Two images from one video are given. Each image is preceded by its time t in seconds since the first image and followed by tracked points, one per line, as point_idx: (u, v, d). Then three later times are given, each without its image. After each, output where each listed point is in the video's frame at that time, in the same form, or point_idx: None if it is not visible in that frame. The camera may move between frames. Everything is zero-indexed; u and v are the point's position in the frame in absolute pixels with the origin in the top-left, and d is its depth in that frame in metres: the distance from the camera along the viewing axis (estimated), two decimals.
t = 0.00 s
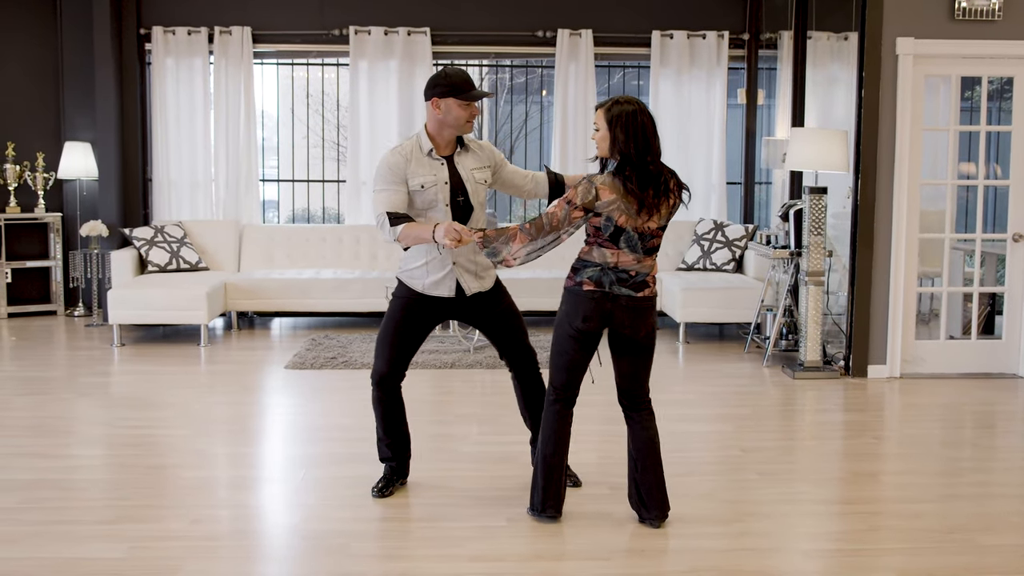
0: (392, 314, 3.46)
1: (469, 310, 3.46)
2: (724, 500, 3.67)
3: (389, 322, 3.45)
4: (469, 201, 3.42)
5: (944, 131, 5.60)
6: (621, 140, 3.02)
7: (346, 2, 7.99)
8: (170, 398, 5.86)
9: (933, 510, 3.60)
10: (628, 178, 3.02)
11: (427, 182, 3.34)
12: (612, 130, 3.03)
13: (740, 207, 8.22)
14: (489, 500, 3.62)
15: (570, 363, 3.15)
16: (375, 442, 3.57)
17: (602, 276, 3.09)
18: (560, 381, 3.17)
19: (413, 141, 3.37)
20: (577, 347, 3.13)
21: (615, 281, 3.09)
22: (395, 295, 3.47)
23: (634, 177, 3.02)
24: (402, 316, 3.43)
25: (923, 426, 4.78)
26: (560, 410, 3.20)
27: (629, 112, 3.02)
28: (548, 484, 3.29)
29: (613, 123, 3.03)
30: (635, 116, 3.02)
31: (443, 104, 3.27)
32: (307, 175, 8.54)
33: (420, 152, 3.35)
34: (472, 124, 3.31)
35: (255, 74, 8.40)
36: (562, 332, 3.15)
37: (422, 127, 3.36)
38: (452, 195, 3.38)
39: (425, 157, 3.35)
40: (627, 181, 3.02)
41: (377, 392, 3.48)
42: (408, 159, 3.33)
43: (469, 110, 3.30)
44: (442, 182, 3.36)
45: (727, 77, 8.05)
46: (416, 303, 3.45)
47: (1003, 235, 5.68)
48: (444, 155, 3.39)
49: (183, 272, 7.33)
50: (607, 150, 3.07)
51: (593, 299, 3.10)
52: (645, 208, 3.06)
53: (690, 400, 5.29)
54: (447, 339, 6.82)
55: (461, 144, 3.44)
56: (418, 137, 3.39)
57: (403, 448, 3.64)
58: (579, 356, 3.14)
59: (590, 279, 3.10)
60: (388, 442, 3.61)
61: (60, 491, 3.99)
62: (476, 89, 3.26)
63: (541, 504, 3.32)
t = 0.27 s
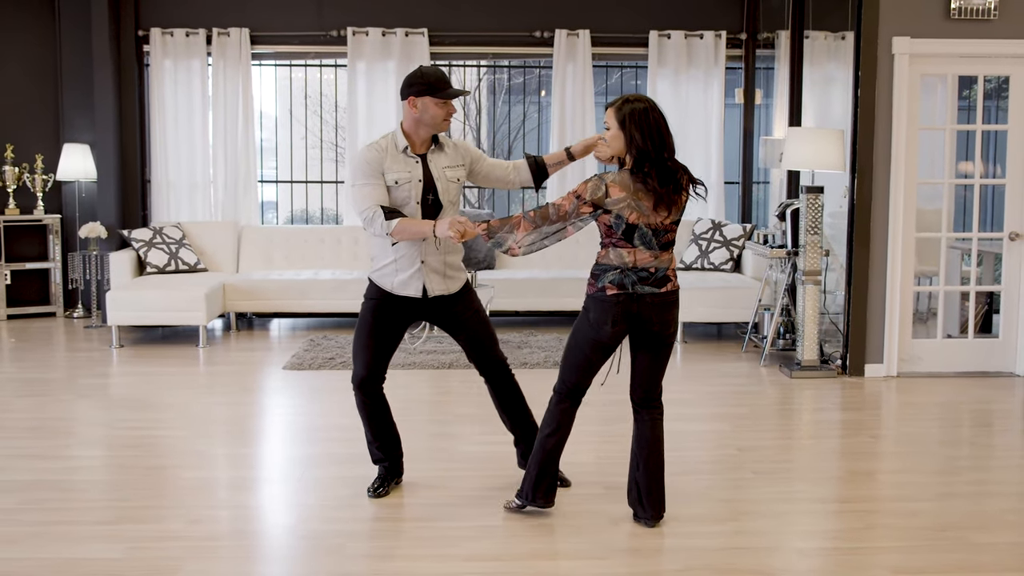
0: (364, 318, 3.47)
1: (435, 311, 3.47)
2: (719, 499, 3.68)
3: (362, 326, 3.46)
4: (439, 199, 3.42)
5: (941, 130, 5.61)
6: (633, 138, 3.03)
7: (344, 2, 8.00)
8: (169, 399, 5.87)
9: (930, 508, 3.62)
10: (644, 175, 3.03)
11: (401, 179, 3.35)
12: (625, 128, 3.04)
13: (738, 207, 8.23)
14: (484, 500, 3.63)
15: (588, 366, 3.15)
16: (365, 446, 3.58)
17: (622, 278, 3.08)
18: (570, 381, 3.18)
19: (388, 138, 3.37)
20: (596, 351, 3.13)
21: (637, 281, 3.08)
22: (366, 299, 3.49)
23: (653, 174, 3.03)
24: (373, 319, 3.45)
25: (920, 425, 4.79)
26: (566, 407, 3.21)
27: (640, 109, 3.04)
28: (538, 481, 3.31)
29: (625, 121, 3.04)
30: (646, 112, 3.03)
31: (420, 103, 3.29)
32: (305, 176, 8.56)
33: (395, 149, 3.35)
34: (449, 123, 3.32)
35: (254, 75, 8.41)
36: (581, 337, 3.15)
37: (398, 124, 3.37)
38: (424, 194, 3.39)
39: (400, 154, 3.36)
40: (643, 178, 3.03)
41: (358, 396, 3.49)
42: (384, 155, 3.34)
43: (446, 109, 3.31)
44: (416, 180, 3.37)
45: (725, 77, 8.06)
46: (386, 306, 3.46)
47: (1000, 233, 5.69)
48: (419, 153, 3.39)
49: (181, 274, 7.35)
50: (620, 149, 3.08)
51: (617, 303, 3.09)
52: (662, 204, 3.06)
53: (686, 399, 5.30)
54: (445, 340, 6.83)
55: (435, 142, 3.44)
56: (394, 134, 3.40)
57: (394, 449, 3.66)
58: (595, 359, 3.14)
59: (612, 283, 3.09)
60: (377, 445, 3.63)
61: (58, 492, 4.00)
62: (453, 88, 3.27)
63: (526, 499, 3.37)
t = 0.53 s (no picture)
0: (345, 321, 3.48)
1: (415, 314, 3.48)
2: (711, 498, 3.69)
3: (343, 329, 3.48)
4: (417, 200, 3.42)
5: (935, 129, 5.61)
6: (633, 134, 3.05)
7: (340, 3, 8.01)
8: (166, 399, 5.87)
9: (923, 506, 3.62)
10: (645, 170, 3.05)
11: (381, 180, 3.35)
12: (625, 125, 3.06)
13: (734, 206, 8.23)
14: (476, 499, 3.64)
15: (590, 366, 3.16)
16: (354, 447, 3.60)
17: (621, 277, 3.08)
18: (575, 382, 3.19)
19: (368, 140, 3.38)
20: (596, 351, 3.14)
21: (636, 279, 3.08)
22: (347, 302, 3.50)
23: (656, 171, 3.06)
24: (353, 322, 3.46)
25: (914, 424, 4.79)
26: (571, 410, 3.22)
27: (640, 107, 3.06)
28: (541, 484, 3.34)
29: (625, 118, 3.06)
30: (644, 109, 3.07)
31: (399, 104, 3.30)
32: (302, 176, 8.56)
33: (375, 150, 3.36)
34: (428, 123, 3.33)
35: (250, 76, 8.42)
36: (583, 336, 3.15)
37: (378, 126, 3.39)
38: (403, 195, 3.39)
39: (380, 155, 3.36)
40: (642, 175, 3.05)
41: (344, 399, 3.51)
42: (363, 155, 3.34)
43: (425, 109, 3.33)
44: (395, 180, 3.37)
45: (721, 76, 8.06)
46: (367, 309, 3.47)
47: (993, 232, 5.70)
48: (399, 154, 3.40)
49: (178, 274, 7.35)
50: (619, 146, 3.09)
51: (617, 302, 3.09)
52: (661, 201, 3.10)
53: (681, 399, 5.31)
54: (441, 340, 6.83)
55: (415, 144, 3.45)
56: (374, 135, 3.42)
57: (383, 448, 3.67)
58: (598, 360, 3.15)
59: (611, 282, 3.08)
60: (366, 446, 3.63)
61: (53, 492, 4.01)
62: (431, 89, 3.29)
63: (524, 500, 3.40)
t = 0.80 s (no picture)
0: (342, 321, 3.47)
1: (411, 314, 3.49)
2: (706, 497, 3.69)
3: (340, 329, 3.47)
4: (410, 199, 3.43)
5: (931, 129, 5.62)
6: (610, 133, 3.07)
7: (338, 3, 8.01)
8: (162, 399, 5.88)
9: (917, 506, 3.62)
10: (624, 167, 3.07)
11: (372, 180, 3.35)
12: (602, 124, 3.07)
13: (731, 206, 8.24)
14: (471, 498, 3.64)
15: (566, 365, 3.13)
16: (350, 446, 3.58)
17: (604, 277, 3.07)
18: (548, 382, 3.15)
19: (359, 140, 3.39)
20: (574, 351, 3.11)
21: (617, 278, 3.08)
22: (342, 302, 3.49)
23: (637, 166, 3.07)
24: (351, 322, 3.45)
25: (910, 423, 4.80)
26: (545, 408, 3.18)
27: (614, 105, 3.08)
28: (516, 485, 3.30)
29: (603, 116, 3.07)
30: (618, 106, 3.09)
31: (389, 104, 3.30)
32: (300, 177, 8.57)
33: (366, 151, 3.37)
34: (419, 122, 3.34)
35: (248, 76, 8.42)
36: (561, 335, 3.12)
37: (369, 127, 3.39)
38: (394, 194, 3.39)
39: (371, 156, 3.37)
40: (620, 172, 3.07)
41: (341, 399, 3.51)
42: (353, 157, 3.35)
43: (414, 109, 3.33)
44: (386, 181, 3.37)
45: (718, 76, 8.07)
46: (364, 308, 3.47)
47: (989, 232, 5.71)
48: (390, 154, 3.41)
49: (175, 274, 7.35)
50: (596, 146, 3.10)
51: (603, 303, 3.08)
52: (639, 196, 3.11)
53: (677, 398, 5.31)
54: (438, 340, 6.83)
55: (406, 143, 3.45)
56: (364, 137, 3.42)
57: (378, 448, 3.66)
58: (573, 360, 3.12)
59: (595, 283, 3.07)
60: (361, 446, 3.62)
61: (47, 492, 4.01)
62: (420, 88, 3.29)
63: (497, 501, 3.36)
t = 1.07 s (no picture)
0: (353, 315, 3.48)
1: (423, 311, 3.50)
2: (704, 497, 3.70)
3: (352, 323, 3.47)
4: (419, 191, 3.43)
5: (931, 130, 5.63)
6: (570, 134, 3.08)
7: (338, 3, 8.02)
8: (162, 398, 5.88)
9: (914, 506, 3.63)
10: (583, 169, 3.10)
11: (380, 173, 3.36)
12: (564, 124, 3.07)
13: (731, 207, 8.24)
14: (470, 498, 3.65)
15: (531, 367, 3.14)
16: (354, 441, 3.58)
17: (570, 276, 3.11)
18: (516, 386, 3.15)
19: (369, 133, 3.40)
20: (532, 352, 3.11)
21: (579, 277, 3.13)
22: (354, 295, 3.49)
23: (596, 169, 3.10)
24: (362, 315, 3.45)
25: (908, 424, 4.80)
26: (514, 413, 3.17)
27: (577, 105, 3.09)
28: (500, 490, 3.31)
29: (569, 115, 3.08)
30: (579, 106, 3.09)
31: (397, 96, 3.31)
32: (300, 176, 8.57)
33: (375, 143, 3.37)
34: (427, 114, 3.35)
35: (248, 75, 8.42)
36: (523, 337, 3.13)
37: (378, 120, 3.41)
38: (403, 187, 3.40)
39: (380, 148, 3.38)
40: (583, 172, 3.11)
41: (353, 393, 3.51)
42: (362, 150, 3.35)
43: (422, 101, 3.34)
44: (394, 174, 3.38)
45: (718, 77, 8.07)
46: (375, 302, 3.47)
47: (989, 233, 5.71)
48: (399, 147, 3.41)
49: (176, 273, 7.36)
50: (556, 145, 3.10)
51: (569, 302, 3.11)
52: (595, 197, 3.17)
53: (676, 398, 5.32)
54: (438, 340, 6.84)
55: (415, 134, 3.45)
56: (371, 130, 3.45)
57: (380, 445, 3.66)
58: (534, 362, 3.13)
59: (562, 283, 3.09)
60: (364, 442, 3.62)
61: (47, 490, 4.02)
62: (428, 80, 3.29)
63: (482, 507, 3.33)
